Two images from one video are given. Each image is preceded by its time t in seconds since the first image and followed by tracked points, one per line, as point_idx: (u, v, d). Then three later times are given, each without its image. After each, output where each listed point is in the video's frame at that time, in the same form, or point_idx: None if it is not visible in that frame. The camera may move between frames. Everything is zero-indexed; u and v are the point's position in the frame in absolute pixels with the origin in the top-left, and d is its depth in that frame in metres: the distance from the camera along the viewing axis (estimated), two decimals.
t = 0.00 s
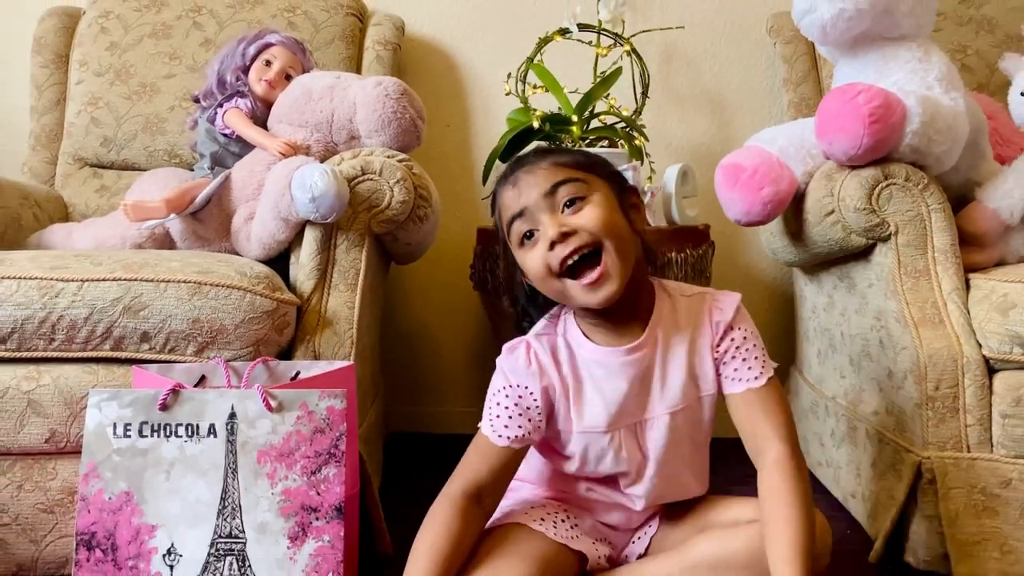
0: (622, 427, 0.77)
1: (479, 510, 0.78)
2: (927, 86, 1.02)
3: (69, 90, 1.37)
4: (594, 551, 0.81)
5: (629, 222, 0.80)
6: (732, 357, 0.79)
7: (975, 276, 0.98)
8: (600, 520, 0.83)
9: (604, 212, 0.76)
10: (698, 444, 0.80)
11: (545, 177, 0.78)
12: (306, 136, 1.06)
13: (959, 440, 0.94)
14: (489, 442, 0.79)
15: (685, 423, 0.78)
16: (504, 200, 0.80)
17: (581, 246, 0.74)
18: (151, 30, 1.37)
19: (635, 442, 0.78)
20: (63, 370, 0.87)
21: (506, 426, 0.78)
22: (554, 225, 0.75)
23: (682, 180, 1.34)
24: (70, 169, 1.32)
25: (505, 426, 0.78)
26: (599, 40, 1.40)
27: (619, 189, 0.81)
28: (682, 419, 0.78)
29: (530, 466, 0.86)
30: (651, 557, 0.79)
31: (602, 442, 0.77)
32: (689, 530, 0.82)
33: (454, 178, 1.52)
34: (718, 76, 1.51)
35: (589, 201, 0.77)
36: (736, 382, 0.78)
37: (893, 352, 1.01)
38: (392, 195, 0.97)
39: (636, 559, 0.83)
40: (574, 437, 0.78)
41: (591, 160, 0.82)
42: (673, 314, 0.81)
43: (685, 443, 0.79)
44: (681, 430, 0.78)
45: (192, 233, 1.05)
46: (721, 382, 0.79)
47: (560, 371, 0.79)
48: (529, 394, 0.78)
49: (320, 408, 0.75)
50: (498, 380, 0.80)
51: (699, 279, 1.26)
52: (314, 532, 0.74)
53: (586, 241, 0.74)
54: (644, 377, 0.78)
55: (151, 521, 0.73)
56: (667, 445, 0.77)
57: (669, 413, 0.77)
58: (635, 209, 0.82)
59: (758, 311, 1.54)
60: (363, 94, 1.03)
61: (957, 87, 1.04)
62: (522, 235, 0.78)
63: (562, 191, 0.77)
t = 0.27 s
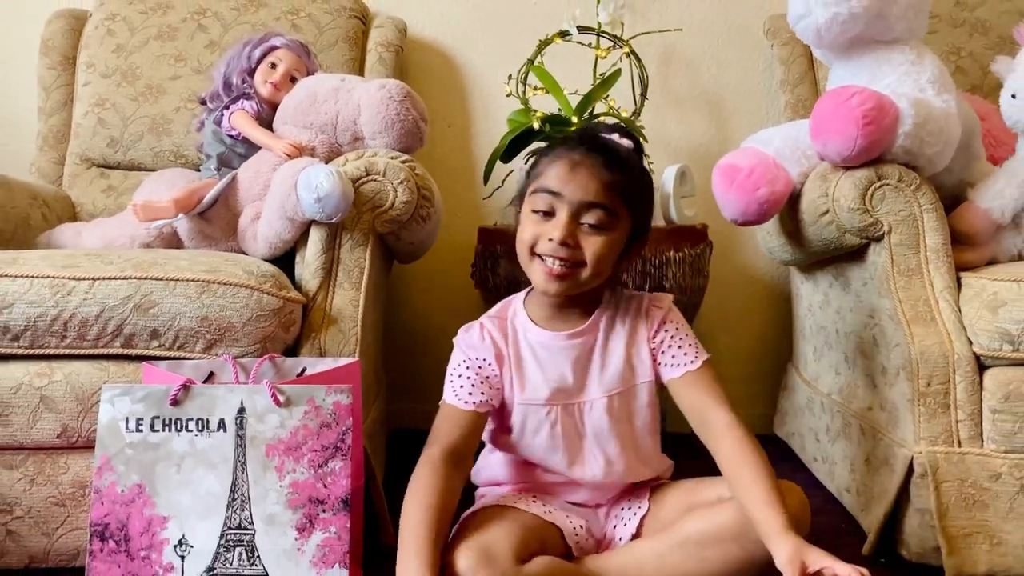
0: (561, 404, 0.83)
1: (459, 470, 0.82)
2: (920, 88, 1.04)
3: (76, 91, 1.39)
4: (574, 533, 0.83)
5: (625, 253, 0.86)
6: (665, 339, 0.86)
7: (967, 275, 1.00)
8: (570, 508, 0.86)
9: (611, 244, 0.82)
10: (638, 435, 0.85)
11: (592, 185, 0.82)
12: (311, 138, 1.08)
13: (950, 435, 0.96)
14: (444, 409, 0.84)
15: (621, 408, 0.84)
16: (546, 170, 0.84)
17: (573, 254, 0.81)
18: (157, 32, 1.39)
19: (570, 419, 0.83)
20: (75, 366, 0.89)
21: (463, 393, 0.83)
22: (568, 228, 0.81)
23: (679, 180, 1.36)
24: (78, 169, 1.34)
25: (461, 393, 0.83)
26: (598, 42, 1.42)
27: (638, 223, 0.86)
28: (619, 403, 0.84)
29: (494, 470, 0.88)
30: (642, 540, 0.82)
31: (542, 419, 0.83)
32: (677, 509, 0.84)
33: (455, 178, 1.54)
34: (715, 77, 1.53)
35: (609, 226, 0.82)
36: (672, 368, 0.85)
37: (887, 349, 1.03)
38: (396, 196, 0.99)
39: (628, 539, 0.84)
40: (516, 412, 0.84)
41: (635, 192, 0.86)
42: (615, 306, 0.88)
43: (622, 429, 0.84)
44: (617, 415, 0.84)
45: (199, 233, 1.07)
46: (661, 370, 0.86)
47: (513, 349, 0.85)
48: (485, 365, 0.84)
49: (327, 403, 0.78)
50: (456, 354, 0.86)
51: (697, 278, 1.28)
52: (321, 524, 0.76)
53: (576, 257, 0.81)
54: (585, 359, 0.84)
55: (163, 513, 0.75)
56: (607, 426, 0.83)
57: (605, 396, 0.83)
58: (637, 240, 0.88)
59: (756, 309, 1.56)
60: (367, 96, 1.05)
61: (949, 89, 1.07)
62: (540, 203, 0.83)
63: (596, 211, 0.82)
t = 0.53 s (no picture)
0: (539, 400, 0.86)
1: (453, 467, 0.83)
2: (909, 91, 1.06)
3: (80, 94, 1.41)
4: (561, 531, 0.86)
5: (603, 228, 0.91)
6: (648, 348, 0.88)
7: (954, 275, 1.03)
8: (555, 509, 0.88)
9: (597, 207, 0.87)
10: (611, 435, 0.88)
11: (573, 155, 0.89)
12: (311, 140, 1.10)
13: (937, 432, 0.98)
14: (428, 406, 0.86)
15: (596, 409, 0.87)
16: (524, 149, 0.91)
17: (565, 212, 0.85)
18: (159, 35, 1.41)
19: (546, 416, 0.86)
20: (81, 364, 0.91)
21: (448, 390, 0.85)
22: (556, 189, 0.86)
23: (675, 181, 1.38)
24: (81, 170, 1.36)
25: (447, 390, 0.85)
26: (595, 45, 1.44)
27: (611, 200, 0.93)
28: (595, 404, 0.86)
29: (483, 477, 0.90)
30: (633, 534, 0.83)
31: (521, 415, 0.85)
32: (669, 502, 0.85)
33: (454, 179, 1.56)
34: (710, 79, 1.55)
35: (593, 192, 0.88)
36: (649, 375, 0.87)
37: (876, 347, 1.06)
38: (395, 198, 1.01)
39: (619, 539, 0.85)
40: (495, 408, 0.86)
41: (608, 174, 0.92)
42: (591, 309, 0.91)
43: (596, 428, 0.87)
44: (591, 414, 0.86)
45: (201, 233, 1.09)
46: (637, 377, 0.88)
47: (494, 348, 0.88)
48: (468, 363, 0.87)
49: (327, 400, 0.80)
50: (439, 353, 0.89)
51: (692, 277, 1.30)
52: (321, 517, 0.78)
53: (568, 215, 0.85)
54: (563, 359, 0.87)
55: (168, 506, 0.77)
56: (582, 424, 0.86)
57: (582, 394, 0.86)
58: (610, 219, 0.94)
59: (751, 307, 1.58)
60: (366, 99, 1.07)
61: (937, 93, 1.09)
62: (523, 175, 0.88)
63: (577, 176, 0.88)
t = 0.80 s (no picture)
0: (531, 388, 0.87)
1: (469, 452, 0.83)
2: (898, 94, 1.08)
3: (82, 95, 1.42)
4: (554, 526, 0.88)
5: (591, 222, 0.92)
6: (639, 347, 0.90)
7: (943, 275, 1.04)
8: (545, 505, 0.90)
9: (580, 200, 0.88)
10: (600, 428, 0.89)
11: (556, 151, 0.90)
12: (311, 142, 1.12)
13: (926, 429, 1.00)
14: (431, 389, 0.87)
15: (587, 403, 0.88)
16: (511, 148, 0.92)
17: (548, 207, 0.86)
18: (160, 37, 1.43)
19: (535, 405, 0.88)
20: (84, 363, 0.93)
21: (454, 374, 0.86)
22: (538, 185, 0.88)
23: (669, 181, 1.40)
24: (83, 171, 1.38)
25: (452, 374, 0.86)
26: (591, 47, 1.46)
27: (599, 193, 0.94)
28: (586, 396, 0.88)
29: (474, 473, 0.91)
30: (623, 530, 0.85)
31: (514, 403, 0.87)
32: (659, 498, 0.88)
33: (451, 179, 1.58)
34: (706, 81, 1.57)
35: (577, 185, 0.89)
36: (635, 372, 0.89)
37: (866, 346, 1.07)
38: (393, 199, 1.02)
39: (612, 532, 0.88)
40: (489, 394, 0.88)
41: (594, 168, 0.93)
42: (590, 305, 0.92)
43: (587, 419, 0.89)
44: (581, 405, 0.88)
45: (203, 234, 1.11)
46: (624, 374, 0.89)
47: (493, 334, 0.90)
48: (469, 348, 0.88)
49: (327, 398, 0.81)
50: (438, 339, 0.90)
51: (686, 277, 1.32)
52: (321, 512, 0.80)
53: (551, 210, 0.86)
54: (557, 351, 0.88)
55: (170, 502, 0.79)
56: (571, 416, 0.87)
57: (571, 386, 0.88)
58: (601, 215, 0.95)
59: (746, 306, 1.60)
60: (364, 101, 1.09)
61: (927, 96, 1.11)
62: (508, 173, 0.90)
63: (560, 171, 0.89)
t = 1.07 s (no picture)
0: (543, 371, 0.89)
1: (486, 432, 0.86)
2: (891, 95, 1.10)
3: (83, 95, 1.44)
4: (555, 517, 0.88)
5: (590, 211, 0.92)
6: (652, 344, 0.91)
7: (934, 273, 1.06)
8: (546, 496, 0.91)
9: (564, 194, 0.89)
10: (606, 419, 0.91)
11: (538, 152, 0.92)
12: (311, 142, 1.13)
13: (917, 425, 1.02)
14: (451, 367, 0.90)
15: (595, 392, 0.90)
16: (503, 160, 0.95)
17: (532, 209, 0.89)
18: (161, 37, 1.44)
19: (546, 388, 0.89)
20: (88, 360, 0.94)
21: (474, 353, 0.89)
22: (523, 191, 0.90)
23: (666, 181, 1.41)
24: (85, 170, 1.39)
25: (473, 353, 0.89)
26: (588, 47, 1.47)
27: (595, 180, 0.94)
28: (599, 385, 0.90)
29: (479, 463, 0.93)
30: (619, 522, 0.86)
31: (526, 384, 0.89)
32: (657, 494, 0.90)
33: (450, 178, 1.59)
34: (702, 80, 1.58)
35: (561, 178, 0.90)
36: (639, 374, 0.90)
37: (859, 343, 1.09)
38: (392, 198, 1.04)
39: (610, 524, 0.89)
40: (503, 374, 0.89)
41: (584, 157, 0.94)
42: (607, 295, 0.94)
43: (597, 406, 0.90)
44: (589, 394, 0.89)
45: (204, 232, 1.12)
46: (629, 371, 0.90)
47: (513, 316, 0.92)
48: (490, 329, 0.91)
49: (327, 394, 0.83)
50: (461, 321, 0.92)
51: (682, 275, 1.33)
52: (321, 506, 0.81)
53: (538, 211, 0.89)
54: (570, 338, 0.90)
55: (173, 496, 0.80)
56: (580, 403, 0.88)
57: (581, 374, 0.89)
58: (602, 200, 0.94)
59: (742, 304, 1.61)
60: (364, 102, 1.10)
61: (919, 96, 1.12)
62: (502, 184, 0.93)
63: (543, 170, 0.90)
